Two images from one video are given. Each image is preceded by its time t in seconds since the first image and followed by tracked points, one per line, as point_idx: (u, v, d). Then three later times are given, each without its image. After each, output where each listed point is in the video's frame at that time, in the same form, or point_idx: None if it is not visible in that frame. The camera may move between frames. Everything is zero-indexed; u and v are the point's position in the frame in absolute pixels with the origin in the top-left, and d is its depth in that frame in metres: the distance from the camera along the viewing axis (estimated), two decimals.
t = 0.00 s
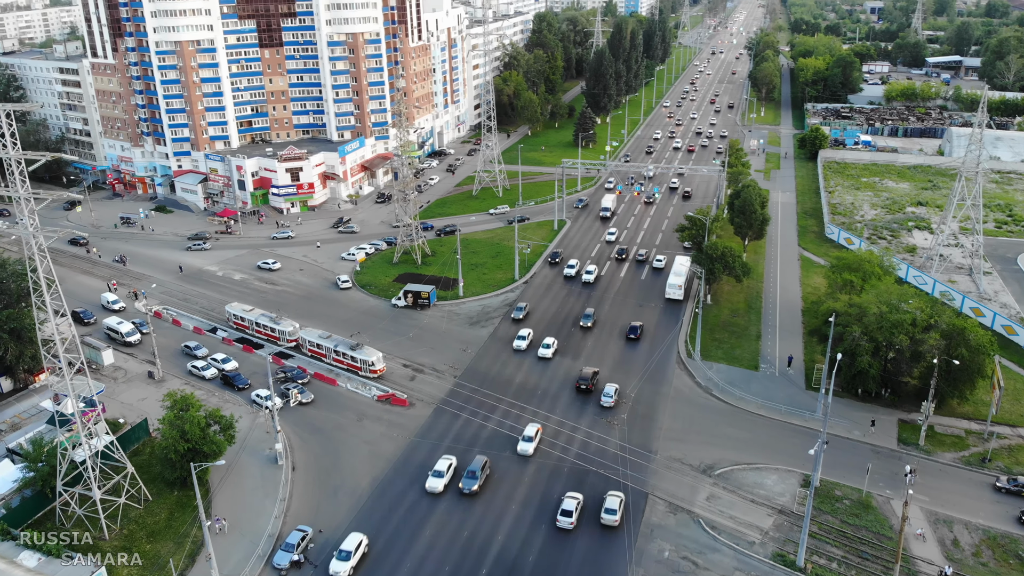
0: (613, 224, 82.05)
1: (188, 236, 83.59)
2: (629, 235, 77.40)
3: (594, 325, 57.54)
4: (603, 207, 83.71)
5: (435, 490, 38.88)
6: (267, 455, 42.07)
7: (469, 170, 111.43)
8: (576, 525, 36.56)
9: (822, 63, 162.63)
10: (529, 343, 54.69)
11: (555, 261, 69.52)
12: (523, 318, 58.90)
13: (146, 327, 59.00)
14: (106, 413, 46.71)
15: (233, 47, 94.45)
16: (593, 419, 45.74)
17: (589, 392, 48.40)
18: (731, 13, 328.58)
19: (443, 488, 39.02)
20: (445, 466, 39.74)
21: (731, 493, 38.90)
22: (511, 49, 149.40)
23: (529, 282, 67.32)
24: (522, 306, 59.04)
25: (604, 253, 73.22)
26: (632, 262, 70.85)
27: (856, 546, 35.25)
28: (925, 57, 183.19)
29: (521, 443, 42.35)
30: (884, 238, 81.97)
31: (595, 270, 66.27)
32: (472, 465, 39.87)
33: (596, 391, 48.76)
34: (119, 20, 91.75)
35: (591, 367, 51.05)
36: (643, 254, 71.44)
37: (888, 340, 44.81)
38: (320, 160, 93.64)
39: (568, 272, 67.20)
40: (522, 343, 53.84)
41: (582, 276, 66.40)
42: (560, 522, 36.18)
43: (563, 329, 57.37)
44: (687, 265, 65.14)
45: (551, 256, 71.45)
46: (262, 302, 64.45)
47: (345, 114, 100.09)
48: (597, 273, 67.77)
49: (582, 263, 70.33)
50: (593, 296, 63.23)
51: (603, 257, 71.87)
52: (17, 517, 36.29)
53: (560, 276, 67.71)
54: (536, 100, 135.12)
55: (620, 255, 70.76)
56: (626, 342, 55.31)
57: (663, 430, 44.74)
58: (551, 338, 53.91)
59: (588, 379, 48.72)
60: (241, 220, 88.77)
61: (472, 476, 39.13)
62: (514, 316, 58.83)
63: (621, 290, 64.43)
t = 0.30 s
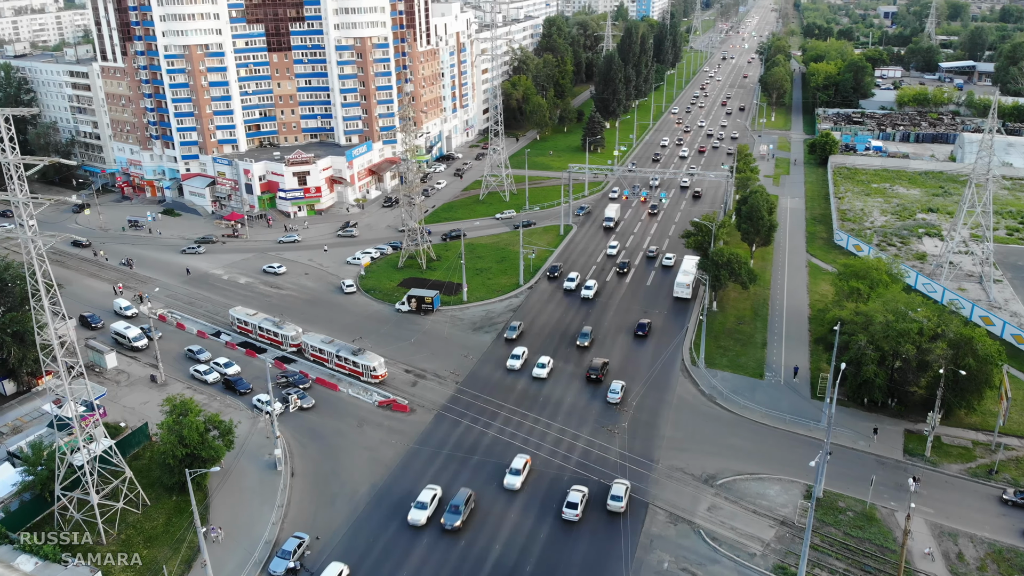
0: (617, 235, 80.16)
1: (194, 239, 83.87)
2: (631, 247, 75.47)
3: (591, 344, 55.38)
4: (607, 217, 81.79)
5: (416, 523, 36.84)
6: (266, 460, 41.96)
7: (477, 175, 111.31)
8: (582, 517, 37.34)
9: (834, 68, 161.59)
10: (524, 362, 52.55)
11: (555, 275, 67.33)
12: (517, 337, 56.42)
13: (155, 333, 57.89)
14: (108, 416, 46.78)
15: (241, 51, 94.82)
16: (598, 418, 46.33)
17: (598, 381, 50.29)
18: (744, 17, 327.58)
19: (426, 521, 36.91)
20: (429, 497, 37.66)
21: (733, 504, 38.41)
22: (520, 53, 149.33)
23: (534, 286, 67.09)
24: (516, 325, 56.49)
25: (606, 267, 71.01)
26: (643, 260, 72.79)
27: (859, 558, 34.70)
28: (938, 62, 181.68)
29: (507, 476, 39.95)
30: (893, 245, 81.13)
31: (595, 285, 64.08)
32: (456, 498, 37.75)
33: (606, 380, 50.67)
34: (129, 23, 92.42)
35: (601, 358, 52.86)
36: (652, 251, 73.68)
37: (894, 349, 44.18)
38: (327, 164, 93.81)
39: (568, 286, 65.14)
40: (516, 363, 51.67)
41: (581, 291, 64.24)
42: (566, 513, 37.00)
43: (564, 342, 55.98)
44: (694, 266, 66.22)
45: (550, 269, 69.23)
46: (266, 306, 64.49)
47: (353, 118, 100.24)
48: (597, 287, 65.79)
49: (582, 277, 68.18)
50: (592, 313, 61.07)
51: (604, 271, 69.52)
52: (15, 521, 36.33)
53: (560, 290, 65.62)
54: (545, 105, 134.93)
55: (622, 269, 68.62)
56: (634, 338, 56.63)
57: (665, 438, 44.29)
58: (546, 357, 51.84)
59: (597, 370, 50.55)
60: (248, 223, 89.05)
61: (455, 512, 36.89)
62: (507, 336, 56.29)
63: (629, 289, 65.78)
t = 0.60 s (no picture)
0: (619, 246, 77.96)
1: (201, 243, 84.12)
2: (633, 260, 73.20)
3: (586, 364, 52.98)
4: (609, 227, 79.69)
5: (395, 558, 34.75)
6: (264, 466, 41.84)
7: (484, 179, 111.19)
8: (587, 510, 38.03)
9: (845, 73, 160.66)
10: (516, 383, 50.17)
11: (553, 290, 65.01)
12: (507, 358, 53.77)
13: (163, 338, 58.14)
14: (109, 420, 46.83)
15: (249, 55, 95.18)
16: (602, 422, 46.33)
17: (608, 371, 51.98)
18: (756, 21, 326.52)
19: (404, 557, 34.86)
20: (409, 530, 35.64)
21: (734, 514, 37.94)
22: (530, 57, 149.31)
23: (539, 291, 66.87)
24: (506, 346, 53.82)
25: (605, 281, 68.65)
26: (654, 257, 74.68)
27: (861, 572, 34.15)
28: (951, 68, 180.18)
29: (491, 513, 37.52)
30: (903, 252, 80.28)
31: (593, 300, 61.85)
32: (435, 535, 35.30)
33: (616, 370, 52.40)
34: (138, 27, 93.08)
35: (611, 350, 54.49)
36: (661, 247, 75.98)
37: (900, 358, 43.50)
38: (334, 168, 93.92)
39: (567, 300, 62.82)
40: (508, 384, 49.30)
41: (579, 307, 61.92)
42: (571, 505, 37.75)
43: (564, 355, 54.66)
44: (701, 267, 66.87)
45: (547, 283, 66.77)
46: (270, 310, 64.50)
47: (360, 122, 100.36)
48: (596, 302, 63.56)
49: (582, 291, 65.95)
50: (591, 329, 58.91)
51: (602, 287, 67.01)
52: (13, 524, 36.32)
53: (558, 305, 63.37)
54: (554, 109, 134.72)
55: (623, 284, 66.36)
56: (642, 335, 57.76)
57: (667, 447, 43.83)
58: (539, 377, 49.51)
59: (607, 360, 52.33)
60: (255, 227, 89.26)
61: (433, 550, 34.59)
62: (498, 357, 53.55)
63: (639, 287, 67.02)
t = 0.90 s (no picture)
0: (621, 258, 75.77)
1: (208, 246, 84.37)
2: (634, 275, 70.68)
3: (580, 387, 50.69)
4: (611, 238, 77.65)
5: None
6: (262, 472, 41.70)
7: (491, 184, 111.03)
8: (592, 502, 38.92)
9: (856, 77, 159.72)
10: (507, 405, 48.09)
11: (549, 305, 62.69)
12: (496, 382, 51.11)
13: (171, 344, 57.62)
14: (110, 424, 46.79)
15: (257, 59, 95.61)
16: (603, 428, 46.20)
17: (618, 363, 53.82)
18: (768, 26, 325.36)
19: None
20: (383, 568, 33.71)
21: (734, 525, 37.45)
22: (539, 62, 149.23)
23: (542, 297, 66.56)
24: (495, 369, 51.20)
25: (604, 296, 66.21)
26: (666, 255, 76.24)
27: None
28: (964, 73, 178.74)
29: (470, 551, 35.16)
30: (912, 259, 79.48)
31: (591, 316, 59.75)
32: None
33: (625, 362, 54.19)
34: (146, 31, 93.65)
35: (620, 343, 56.05)
36: (672, 244, 77.89)
37: (905, 368, 43.08)
38: (341, 172, 94.04)
39: (563, 315, 60.77)
40: (498, 406, 47.23)
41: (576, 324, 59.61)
42: (577, 498, 38.69)
43: (564, 365, 53.86)
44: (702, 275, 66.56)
45: (543, 299, 64.44)
46: (274, 314, 64.52)
47: (368, 127, 100.61)
48: (595, 317, 61.45)
49: (580, 305, 63.79)
50: (587, 347, 56.56)
51: (602, 301, 64.60)
52: (10, 528, 36.28)
53: (555, 320, 61.32)
54: (562, 114, 134.47)
55: (622, 299, 63.87)
56: (650, 332, 58.81)
57: (668, 456, 43.39)
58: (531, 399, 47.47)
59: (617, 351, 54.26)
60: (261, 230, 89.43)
61: None
62: (486, 381, 50.93)
63: (645, 289, 67.30)
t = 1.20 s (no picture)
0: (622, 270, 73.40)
1: (214, 250, 84.66)
2: (634, 289, 68.16)
3: (572, 412, 48.24)
4: (612, 250, 75.59)
5: None
6: (261, 477, 41.59)
7: (498, 188, 110.85)
8: (599, 495, 39.81)
9: (868, 83, 158.76)
10: (495, 429, 45.96)
11: (544, 322, 60.29)
12: (482, 407, 48.36)
13: (178, 349, 57.44)
14: (110, 428, 46.84)
15: (265, 63, 95.99)
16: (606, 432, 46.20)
17: (628, 356, 55.28)
18: (781, 30, 324.16)
19: None
20: None
21: (734, 537, 37.00)
22: (548, 66, 149.26)
23: (546, 303, 66.22)
24: (480, 394, 48.49)
25: (602, 312, 63.62)
26: (678, 254, 77.37)
27: None
28: (977, 78, 177.30)
29: None
30: (921, 266, 78.68)
31: (587, 332, 57.62)
32: None
33: (635, 355, 55.69)
34: (155, 35, 94.28)
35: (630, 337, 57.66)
36: (683, 242, 79.52)
37: (910, 378, 42.50)
38: (347, 176, 94.14)
39: (561, 329, 58.84)
40: (487, 430, 45.14)
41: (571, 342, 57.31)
42: (582, 491, 39.54)
43: (567, 373, 53.43)
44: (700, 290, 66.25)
45: (538, 315, 61.90)
46: (277, 318, 64.56)
47: (375, 131, 100.68)
48: (591, 335, 58.97)
49: (577, 321, 61.57)
50: (582, 368, 54.06)
51: (599, 317, 62.00)
52: (7, 532, 36.28)
53: (551, 336, 59.20)
54: (570, 118, 134.26)
55: (620, 316, 61.38)
56: (658, 330, 59.74)
57: (669, 466, 42.95)
58: (521, 422, 45.43)
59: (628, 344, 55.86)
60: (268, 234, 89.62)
61: None
62: (471, 407, 48.15)
63: (651, 293, 67.26)
